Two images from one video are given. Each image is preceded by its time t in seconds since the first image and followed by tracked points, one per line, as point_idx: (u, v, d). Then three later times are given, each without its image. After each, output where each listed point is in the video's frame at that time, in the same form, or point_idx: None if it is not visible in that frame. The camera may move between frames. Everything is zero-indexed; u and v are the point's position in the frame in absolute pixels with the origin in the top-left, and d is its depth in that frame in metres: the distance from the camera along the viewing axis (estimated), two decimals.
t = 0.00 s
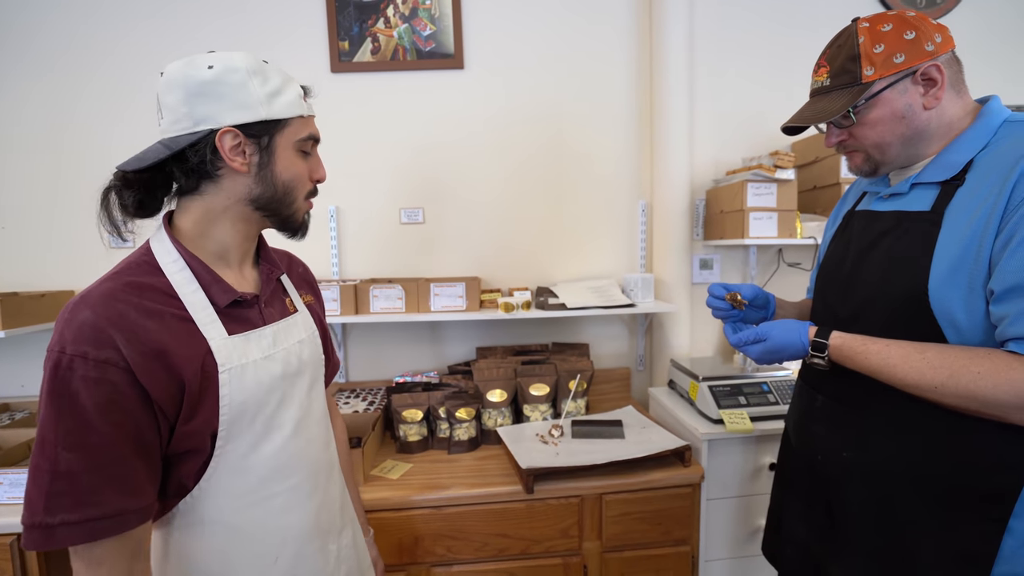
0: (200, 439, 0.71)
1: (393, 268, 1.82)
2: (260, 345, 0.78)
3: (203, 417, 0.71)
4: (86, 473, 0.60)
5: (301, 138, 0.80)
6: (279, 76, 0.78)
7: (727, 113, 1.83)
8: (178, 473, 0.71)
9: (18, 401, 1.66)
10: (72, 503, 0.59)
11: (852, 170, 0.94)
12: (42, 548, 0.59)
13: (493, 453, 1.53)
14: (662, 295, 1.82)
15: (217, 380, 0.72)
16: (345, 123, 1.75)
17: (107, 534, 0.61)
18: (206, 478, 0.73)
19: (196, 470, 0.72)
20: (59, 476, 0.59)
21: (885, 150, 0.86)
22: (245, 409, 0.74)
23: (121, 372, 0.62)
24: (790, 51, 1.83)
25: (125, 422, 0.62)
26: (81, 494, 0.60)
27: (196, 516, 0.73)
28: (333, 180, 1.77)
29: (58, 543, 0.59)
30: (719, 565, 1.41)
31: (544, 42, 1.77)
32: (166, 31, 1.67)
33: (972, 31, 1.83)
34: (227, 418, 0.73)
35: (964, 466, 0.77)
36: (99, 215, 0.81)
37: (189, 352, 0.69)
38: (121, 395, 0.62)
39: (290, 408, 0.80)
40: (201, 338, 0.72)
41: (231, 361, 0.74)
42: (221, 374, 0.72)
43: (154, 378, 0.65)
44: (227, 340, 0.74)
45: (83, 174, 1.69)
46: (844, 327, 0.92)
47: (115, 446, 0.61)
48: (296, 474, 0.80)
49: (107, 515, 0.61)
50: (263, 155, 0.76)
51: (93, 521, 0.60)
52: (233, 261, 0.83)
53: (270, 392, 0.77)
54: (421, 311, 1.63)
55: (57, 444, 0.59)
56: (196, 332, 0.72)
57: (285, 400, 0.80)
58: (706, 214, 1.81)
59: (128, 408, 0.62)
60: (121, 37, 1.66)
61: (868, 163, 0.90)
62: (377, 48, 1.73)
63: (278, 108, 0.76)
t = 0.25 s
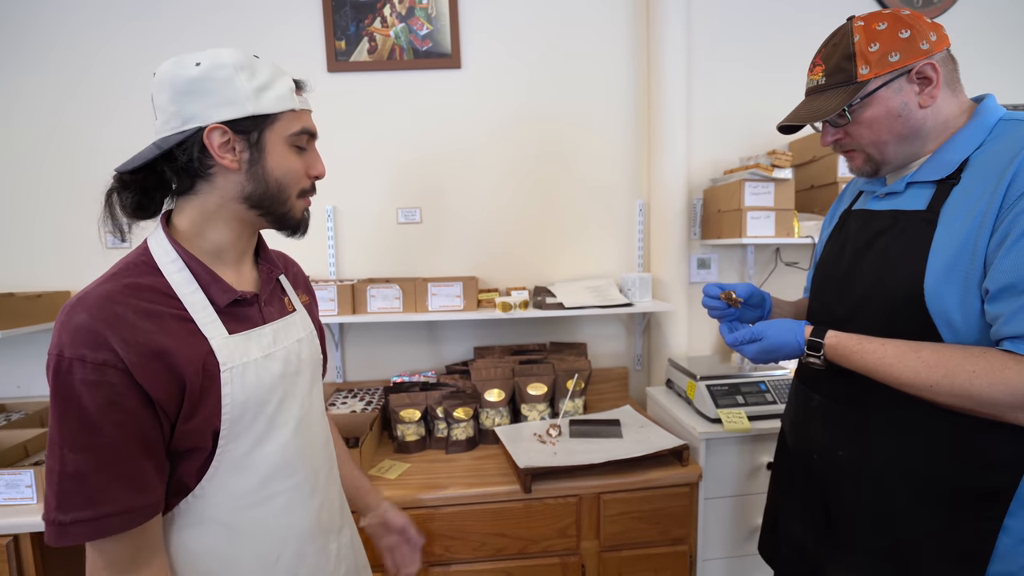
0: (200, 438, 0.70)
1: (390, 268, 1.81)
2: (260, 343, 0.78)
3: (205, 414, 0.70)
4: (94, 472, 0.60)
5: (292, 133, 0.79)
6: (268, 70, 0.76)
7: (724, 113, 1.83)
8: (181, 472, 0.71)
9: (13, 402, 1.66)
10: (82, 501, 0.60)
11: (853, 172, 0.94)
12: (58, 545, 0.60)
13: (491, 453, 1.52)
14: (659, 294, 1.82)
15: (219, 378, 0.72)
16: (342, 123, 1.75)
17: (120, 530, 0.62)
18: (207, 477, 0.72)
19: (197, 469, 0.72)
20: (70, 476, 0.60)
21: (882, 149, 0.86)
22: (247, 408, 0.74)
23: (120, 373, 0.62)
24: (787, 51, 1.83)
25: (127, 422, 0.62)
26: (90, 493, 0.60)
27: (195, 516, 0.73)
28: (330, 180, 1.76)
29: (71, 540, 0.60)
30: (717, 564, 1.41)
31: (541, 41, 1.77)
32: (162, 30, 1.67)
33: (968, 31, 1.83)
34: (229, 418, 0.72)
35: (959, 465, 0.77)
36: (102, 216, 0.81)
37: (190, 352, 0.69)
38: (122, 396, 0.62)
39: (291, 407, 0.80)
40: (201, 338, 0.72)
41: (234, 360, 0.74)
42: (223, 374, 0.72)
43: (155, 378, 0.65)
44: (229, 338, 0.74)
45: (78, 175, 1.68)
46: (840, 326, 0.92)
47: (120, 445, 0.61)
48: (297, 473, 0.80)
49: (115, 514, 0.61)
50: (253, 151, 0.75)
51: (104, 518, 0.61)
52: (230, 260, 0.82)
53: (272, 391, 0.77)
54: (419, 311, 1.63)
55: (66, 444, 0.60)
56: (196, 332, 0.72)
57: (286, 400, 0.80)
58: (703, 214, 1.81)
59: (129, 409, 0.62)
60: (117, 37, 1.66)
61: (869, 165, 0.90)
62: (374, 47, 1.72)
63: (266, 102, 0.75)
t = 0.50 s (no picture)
0: (197, 437, 0.70)
1: (389, 267, 1.81)
2: (259, 343, 0.78)
3: (200, 416, 0.70)
4: (82, 474, 0.60)
5: (282, 127, 0.78)
6: (258, 65, 0.75)
7: (723, 112, 1.83)
8: (178, 470, 0.71)
9: (13, 402, 1.66)
10: (68, 503, 0.60)
11: (844, 169, 0.94)
12: (39, 546, 0.59)
13: (490, 452, 1.52)
14: (658, 294, 1.82)
15: (217, 379, 0.71)
16: (340, 123, 1.75)
17: (103, 534, 0.62)
18: (205, 476, 0.72)
19: (195, 468, 0.72)
20: (57, 477, 0.60)
21: (878, 148, 0.86)
22: (244, 408, 0.74)
23: (116, 374, 0.62)
24: (786, 50, 1.83)
25: (121, 424, 0.62)
26: (77, 495, 0.60)
27: (194, 516, 0.73)
28: (329, 180, 1.76)
29: (51, 543, 0.59)
30: (716, 563, 1.41)
31: (539, 40, 1.76)
32: (160, 30, 1.66)
33: (967, 30, 1.83)
34: (226, 418, 0.72)
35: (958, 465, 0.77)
36: (96, 216, 0.81)
37: (187, 354, 0.69)
38: (118, 397, 0.62)
39: (290, 407, 0.79)
40: (199, 338, 0.72)
41: (230, 359, 0.73)
42: (221, 375, 0.72)
43: (151, 380, 0.65)
44: (227, 338, 0.74)
45: (77, 175, 1.68)
46: (838, 326, 0.92)
47: (111, 447, 0.61)
48: (297, 473, 0.79)
49: (102, 516, 0.61)
50: (242, 147, 0.75)
51: (88, 521, 0.60)
52: (228, 259, 0.82)
53: (269, 391, 0.76)
54: (418, 311, 1.63)
55: (56, 445, 0.59)
56: (194, 331, 0.71)
57: (284, 400, 0.79)
58: (702, 213, 1.81)
59: (124, 410, 0.62)
60: (115, 37, 1.66)
61: (860, 162, 0.90)
62: (372, 47, 1.72)
63: (254, 98, 0.74)
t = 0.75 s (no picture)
0: (185, 436, 0.70)
1: (388, 267, 1.81)
2: (253, 344, 0.77)
3: (189, 414, 0.70)
4: (77, 467, 0.62)
5: (201, 108, 0.73)
6: (177, 53, 0.74)
7: (722, 111, 1.83)
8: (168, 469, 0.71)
9: (10, 402, 1.65)
10: (63, 495, 0.61)
11: (843, 171, 0.94)
12: (36, 537, 0.61)
13: (489, 453, 1.52)
14: (657, 293, 1.82)
15: (206, 378, 0.71)
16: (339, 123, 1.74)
17: (98, 526, 0.63)
18: (195, 477, 0.72)
19: (184, 468, 0.72)
20: (54, 469, 0.61)
21: (875, 150, 0.86)
22: (233, 407, 0.73)
23: (111, 370, 0.64)
24: (785, 49, 1.83)
25: (116, 418, 0.64)
26: (72, 487, 0.61)
27: (184, 516, 0.73)
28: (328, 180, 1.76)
29: (48, 533, 0.61)
30: (715, 563, 1.41)
31: (538, 40, 1.76)
32: (158, 30, 1.66)
33: (966, 29, 1.83)
34: (215, 418, 0.72)
35: (955, 465, 0.77)
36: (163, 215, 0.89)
37: (179, 351, 0.70)
38: (111, 393, 0.63)
39: (284, 410, 0.78)
40: (189, 336, 0.72)
41: (220, 358, 0.73)
42: (210, 373, 0.71)
43: (143, 376, 0.66)
44: (218, 337, 0.74)
45: (75, 175, 1.68)
46: (835, 326, 0.92)
47: (106, 441, 0.63)
48: (291, 476, 0.78)
49: (96, 509, 0.62)
50: (171, 143, 0.74)
51: (83, 513, 0.62)
52: (225, 261, 0.81)
53: (261, 393, 0.76)
54: (417, 311, 1.63)
55: (55, 438, 0.61)
56: (186, 330, 0.72)
57: (279, 403, 0.78)
58: (701, 213, 1.81)
59: (118, 405, 0.64)
60: (113, 37, 1.65)
61: (857, 164, 0.90)
62: (371, 47, 1.72)
63: (165, 88, 0.72)
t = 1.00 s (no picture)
0: (169, 434, 0.71)
1: (387, 268, 1.81)
2: (242, 346, 0.77)
3: (175, 409, 0.71)
4: (74, 455, 0.65)
5: (169, 110, 0.75)
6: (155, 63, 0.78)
7: (721, 112, 1.83)
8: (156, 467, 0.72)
9: (9, 404, 1.65)
10: (62, 481, 0.64)
11: (845, 173, 0.94)
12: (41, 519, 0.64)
13: (488, 453, 1.52)
14: (657, 294, 1.82)
15: (190, 376, 0.72)
16: (338, 123, 1.74)
17: (96, 511, 0.66)
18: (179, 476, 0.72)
19: (172, 466, 0.73)
20: (54, 457, 0.64)
21: (872, 151, 0.86)
22: (218, 408, 0.73)
23: (102, 364, 0.66)
24: (783, 50, 1.83)
25: (108, 409, 0.66)
26: (70, 474, 0.64)
27: (172, 513, 0.73)
28: (327, 180, 1.76)
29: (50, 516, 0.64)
30: (715, 564, 1.41)
31: (537, 41, 1.76)
32: (157, 30, 1.66)
33: (964, 29, 1.83)
34: (198, 418, 0.72)
35: (952, 465, 0.77)
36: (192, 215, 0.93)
37: (167, 347, 0.71)
38: (101, 385, 0.66)
39: (273, 413, 0.78)
40: (176, 333, 0.73)
41: (205, 359, 0.73)
42: (193, 371, 0.72)
43: (133, 370, 0.68)
44: (206, 338, 0.74)
45: (73, 176, 1.67)
46: (833, 327, 0.92)
47: (99, 431, 0.65)
48: (274, 485, 0.77)
49: (92, 495, 0.65)
50: (156, 148, 0.78)
51: (80, 499, 0.65)
52: (224, 263, 0.83)
53: (250, 393, 0.76)
54: (416, 312, 1.63)
55: (52, 427, 0.64)
56: (175, 329, 0.73)
57: (271, 404, 0.78)
58: (701, 213, 1.81)
59: (109, 397, 0.66)
60: (112, 37, 1.65)
61: (858, 166, 0.90)
62: (370, 47, 1.72)
63: (146, 95, 0.77)
